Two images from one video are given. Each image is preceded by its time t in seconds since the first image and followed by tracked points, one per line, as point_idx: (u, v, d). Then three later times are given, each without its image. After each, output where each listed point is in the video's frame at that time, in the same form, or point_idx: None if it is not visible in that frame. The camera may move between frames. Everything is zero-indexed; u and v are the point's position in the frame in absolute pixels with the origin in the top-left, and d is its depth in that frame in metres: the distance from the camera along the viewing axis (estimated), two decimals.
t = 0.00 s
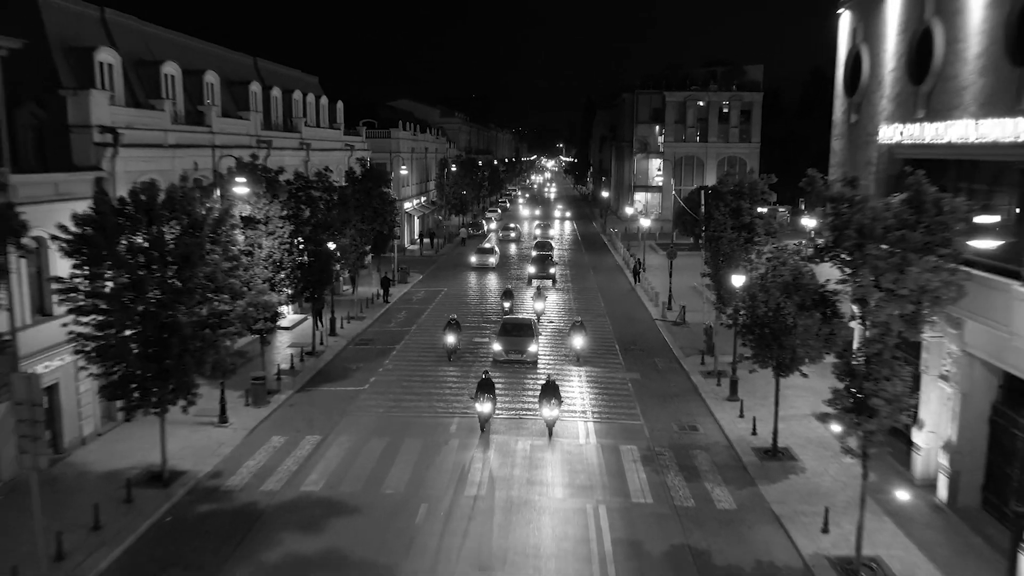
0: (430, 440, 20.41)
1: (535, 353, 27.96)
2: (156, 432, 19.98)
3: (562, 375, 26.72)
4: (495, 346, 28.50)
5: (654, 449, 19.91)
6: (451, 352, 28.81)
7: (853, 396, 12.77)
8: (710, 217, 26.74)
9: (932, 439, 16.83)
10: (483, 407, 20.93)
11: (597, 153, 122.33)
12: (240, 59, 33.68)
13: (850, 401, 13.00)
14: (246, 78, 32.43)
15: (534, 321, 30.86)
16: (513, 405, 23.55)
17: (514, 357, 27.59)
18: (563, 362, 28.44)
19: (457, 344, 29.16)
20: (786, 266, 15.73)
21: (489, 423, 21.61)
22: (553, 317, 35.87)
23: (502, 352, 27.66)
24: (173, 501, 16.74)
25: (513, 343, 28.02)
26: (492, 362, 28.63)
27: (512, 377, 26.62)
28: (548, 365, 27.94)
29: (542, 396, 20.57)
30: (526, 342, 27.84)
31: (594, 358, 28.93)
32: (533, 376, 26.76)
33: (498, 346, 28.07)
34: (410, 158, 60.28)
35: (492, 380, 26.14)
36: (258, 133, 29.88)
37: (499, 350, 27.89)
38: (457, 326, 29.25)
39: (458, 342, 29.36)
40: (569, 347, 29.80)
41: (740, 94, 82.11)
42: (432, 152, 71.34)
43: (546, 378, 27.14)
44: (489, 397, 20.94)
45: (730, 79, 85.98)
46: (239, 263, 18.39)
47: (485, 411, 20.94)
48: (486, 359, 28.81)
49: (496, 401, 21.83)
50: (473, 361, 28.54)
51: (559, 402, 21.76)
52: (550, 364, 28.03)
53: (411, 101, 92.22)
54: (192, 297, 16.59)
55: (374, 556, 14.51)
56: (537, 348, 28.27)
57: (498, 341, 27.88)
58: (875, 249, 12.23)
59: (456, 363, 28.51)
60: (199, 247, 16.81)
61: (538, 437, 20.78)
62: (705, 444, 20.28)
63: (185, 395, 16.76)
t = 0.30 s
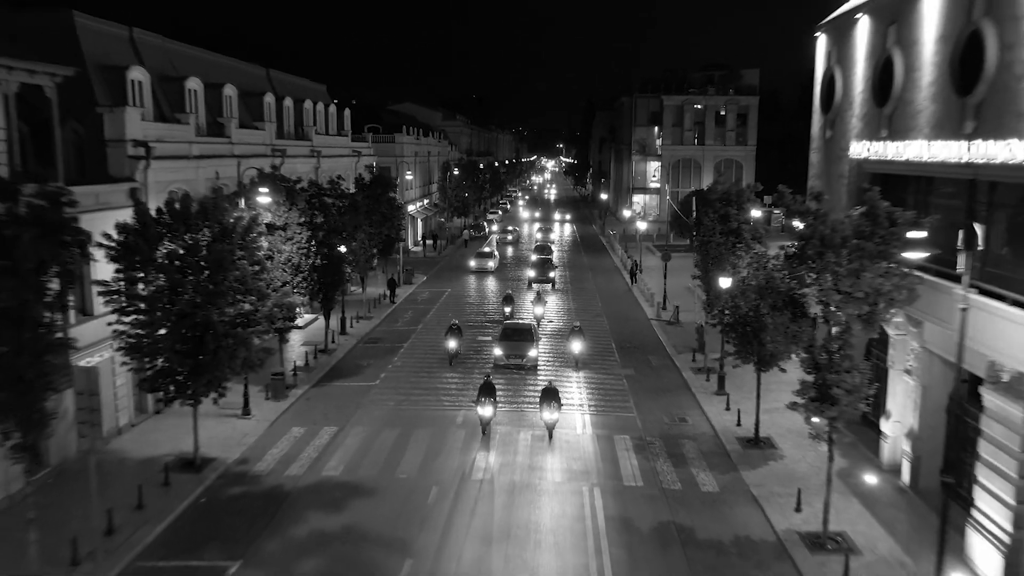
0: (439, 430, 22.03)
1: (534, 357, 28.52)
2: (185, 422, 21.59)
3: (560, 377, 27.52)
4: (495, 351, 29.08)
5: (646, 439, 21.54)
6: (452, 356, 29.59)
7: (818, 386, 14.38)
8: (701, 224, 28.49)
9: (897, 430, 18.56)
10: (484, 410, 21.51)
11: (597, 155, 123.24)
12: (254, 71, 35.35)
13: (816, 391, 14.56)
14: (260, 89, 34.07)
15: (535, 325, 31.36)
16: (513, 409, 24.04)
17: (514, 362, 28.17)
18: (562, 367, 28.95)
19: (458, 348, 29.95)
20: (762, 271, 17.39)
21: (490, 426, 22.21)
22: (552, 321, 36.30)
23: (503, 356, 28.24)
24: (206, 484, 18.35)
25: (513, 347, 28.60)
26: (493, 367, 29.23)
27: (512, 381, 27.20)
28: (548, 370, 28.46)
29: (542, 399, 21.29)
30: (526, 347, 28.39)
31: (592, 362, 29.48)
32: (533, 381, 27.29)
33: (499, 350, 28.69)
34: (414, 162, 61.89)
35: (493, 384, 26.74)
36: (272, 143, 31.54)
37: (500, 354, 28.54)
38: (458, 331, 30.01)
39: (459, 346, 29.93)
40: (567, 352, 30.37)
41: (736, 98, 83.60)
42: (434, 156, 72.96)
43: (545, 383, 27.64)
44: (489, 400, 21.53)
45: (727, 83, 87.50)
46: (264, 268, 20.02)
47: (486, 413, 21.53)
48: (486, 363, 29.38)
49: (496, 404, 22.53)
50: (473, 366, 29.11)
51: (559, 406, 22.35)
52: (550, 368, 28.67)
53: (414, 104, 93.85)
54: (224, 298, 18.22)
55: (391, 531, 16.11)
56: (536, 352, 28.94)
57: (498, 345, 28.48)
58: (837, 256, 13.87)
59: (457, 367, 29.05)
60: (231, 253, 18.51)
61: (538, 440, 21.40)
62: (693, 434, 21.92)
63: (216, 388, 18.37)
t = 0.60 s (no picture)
0: (445, 422, 23.64)
1: (535, 362, 29.11)
2: (209, 414, 23.17)
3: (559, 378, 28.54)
4: (496, 355, 29.69)
5: (639, 431, 23.13)
6: (454, 360, 30.12)
7: (791, 379, 15.95)
8: (692, 229, 30.09)
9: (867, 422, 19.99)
10: (486, 414, 22.13)
11: (597, 156, 124.22)
12: (265, 81, 36.84)
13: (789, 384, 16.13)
14: (272, 99, 35.61)
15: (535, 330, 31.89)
16: (513, 414, 24.58)
17: (515, 366, 28.79)
18: (562, 371, 29.52)
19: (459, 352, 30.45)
20: (742, 274, 18.95)
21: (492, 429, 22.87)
22: (551, 325, 36.78)
23: (503, 361, 28.87)
24: (233, 471, 19.93)
25: (513, 352, 29.20)
26: (493, 371, 29.88)
27: (513, 385, 27.78)
28: (548, 374, 29.04)
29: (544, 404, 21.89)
30: (526, 352, 28.99)
31: (591, 366, 30.02)
32: (533, 385, 27.86)
33: (499, 355, 29.14)
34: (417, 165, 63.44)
35: (494, 387, 27.37)
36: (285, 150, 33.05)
37: (501, 360, 29.04)
38: (459, 335, 30.49)
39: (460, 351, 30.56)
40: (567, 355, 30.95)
41: (733, 101, 84.79)
42: (437, 159, 74.50)
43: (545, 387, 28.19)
44: (491, 404, 22.14)
45: (724, 87, 88.81)
46: (284, 271, 21.63)
47: (489, 417, 22.11)
48: (487, 368, 29.97)
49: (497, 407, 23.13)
50: (477, 363, 30.71)
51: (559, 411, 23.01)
52: (549, 373, 29.20)
53: (416, 107, 95.42)
54: (250, 299, 19.84)
55: (405, 512, 17.71)
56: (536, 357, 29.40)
57: (498, 350, 29.09)
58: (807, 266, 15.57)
59: (459, 372, 29.61)
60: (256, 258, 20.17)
61: (538, 443, 22.03)
62: (683, 426, 23.52)
63: (242, 382, 19.95)
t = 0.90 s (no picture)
0: (451, 416, 25.22)
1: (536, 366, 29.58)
2: (231, 408, 24.75)
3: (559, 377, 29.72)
4: (497, 360, 30.08)
5: (633, 423, 24.70)
6: (457, 365, 30.53)
7: (769, 373, 17.47)
8: (685, 234, 31.71)
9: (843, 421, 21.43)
10: (489, 418, 22.98)
11: (597, 157, 124.84)
12: (277, 90, 38.42)
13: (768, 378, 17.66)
14: (283, 108, 37.18)
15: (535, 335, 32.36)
16: (514, 419, 24.96)
17: (516, 371, 29.08)
18: (561, 375, 30.02)
19: (462, 358, 30.85)
20: (726, 278, 20.52)
21: (494, 433, 23.46)
22: (551, 330, 37.15)
23: (504, 365, 29.21)
24: (256, 460, 21.49)
25: (514, 357, 29.52)
26: (494, 375, 30.21)
27: (514, 389, 28.12)
28: (548, 378, 29.53)
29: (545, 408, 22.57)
30: (527, 356, 29.45)
31: (590, 370, 30.51)
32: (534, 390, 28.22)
33: (500, 360, 29.40)
34: (421, 169, 65.00)
35: (495, 391, 27.78)
36: (297, 158, 34.68)
37: (502, 364, 29.21)
38: (462, 341, 30.89)
39: (462, 356, 30.91)
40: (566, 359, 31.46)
41: (730, 105, 85.79)
42: (439, 162, 76.09)
43: (545, 391, 28.76)
44: (493, 407, 22.98)
45: (721, 90, 89.93)
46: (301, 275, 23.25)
47: (491, 420, 22.99)
48: (487, 373, 30.30)
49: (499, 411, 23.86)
50: (481, 359, 32.30)
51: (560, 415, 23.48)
52: (550, 376, 29.82)
53: (419, 111, 97.00)
54: (271, 301, 21.46)
55: (416, 496, 19.30)
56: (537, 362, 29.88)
57: (499, 355, 29.50)
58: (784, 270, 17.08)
59: (461, 376, 29.95)
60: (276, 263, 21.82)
61: (539, 447, 22.58)
62: (674, 419, 25.11)
63: (263, 378, 21.53)
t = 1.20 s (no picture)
0: (456, 411, 26.76)
1: (535, 372, 30.16)
2: (249, 403, 26.31)
3: (559, 376, 31.13)
4: (498, 365, 30.67)
5: (627, 418, 26.28)
6: (459, 370, 31.14)
7: (751, 370, 19.00)
8: (677, 238, 33.30)
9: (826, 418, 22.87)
10: (490, 423, 23.50)
11: (597, 159, 125.64)
12: (287, 99, 39.98)
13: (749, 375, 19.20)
14: (293, 117, 38.73)
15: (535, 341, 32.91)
16: (514, 426, 25.39)
17: (516, 375, 29.80)
18: (560, 381, 30.58)
19: (464, 363, 31.52)
20: (712, 281, 22.11)
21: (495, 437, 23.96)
22: (550, 336, 37.57)
23: (505, 370, 29.79)
24: (275, 451, 23.02)
25: (514, 362, 30.21)
26: (495, 380, 30.86)
27: (515, 396, 28.53)
28: (548, 383, 30.10)
29: (545, 412, 22.94)
30: (526, 362, 30.03)
31: (589, 376, 31.06)
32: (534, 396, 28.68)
33: (501, 365, 30.15)
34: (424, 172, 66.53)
35: (497, 397, 28.31)
36: (307, 166, 36.24)
37: (502, 369, 29.91)
38: (464, 346, 31.56)
39: (463, 360, 31.56)
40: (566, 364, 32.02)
41: (727, 108, 86.99)
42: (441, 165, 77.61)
43: (544, 396, 29.39)
44: (495, 413, 23.49)
45: (718, 94, 92.60)
46: (314, 279, 24.86)
47: (492, 426, 23.49)
48: (489, 377, 31.03)
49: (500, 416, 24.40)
50: (483, 358, 33.89)
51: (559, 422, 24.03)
52: (549, 381, 30.41)
53: (421, 114, 98.53)
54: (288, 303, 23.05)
55: (425, 484, 20.84)
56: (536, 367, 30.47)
57: (501, 361, 30.08)
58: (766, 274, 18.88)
59: (462, 380, 30.75)
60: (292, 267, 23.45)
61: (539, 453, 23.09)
62: (666, 414, 26.69)
63: (281, 374, 23.07)
